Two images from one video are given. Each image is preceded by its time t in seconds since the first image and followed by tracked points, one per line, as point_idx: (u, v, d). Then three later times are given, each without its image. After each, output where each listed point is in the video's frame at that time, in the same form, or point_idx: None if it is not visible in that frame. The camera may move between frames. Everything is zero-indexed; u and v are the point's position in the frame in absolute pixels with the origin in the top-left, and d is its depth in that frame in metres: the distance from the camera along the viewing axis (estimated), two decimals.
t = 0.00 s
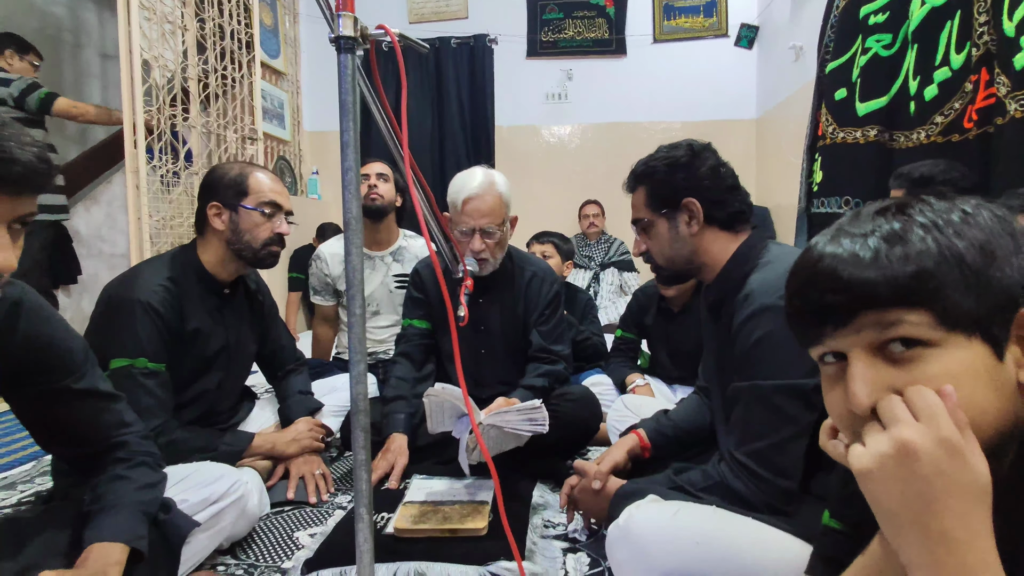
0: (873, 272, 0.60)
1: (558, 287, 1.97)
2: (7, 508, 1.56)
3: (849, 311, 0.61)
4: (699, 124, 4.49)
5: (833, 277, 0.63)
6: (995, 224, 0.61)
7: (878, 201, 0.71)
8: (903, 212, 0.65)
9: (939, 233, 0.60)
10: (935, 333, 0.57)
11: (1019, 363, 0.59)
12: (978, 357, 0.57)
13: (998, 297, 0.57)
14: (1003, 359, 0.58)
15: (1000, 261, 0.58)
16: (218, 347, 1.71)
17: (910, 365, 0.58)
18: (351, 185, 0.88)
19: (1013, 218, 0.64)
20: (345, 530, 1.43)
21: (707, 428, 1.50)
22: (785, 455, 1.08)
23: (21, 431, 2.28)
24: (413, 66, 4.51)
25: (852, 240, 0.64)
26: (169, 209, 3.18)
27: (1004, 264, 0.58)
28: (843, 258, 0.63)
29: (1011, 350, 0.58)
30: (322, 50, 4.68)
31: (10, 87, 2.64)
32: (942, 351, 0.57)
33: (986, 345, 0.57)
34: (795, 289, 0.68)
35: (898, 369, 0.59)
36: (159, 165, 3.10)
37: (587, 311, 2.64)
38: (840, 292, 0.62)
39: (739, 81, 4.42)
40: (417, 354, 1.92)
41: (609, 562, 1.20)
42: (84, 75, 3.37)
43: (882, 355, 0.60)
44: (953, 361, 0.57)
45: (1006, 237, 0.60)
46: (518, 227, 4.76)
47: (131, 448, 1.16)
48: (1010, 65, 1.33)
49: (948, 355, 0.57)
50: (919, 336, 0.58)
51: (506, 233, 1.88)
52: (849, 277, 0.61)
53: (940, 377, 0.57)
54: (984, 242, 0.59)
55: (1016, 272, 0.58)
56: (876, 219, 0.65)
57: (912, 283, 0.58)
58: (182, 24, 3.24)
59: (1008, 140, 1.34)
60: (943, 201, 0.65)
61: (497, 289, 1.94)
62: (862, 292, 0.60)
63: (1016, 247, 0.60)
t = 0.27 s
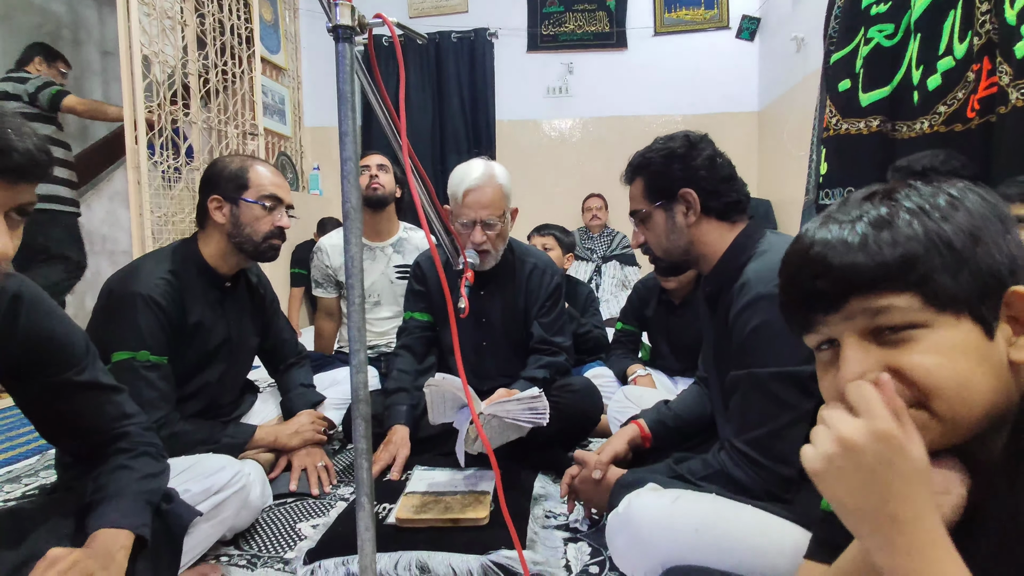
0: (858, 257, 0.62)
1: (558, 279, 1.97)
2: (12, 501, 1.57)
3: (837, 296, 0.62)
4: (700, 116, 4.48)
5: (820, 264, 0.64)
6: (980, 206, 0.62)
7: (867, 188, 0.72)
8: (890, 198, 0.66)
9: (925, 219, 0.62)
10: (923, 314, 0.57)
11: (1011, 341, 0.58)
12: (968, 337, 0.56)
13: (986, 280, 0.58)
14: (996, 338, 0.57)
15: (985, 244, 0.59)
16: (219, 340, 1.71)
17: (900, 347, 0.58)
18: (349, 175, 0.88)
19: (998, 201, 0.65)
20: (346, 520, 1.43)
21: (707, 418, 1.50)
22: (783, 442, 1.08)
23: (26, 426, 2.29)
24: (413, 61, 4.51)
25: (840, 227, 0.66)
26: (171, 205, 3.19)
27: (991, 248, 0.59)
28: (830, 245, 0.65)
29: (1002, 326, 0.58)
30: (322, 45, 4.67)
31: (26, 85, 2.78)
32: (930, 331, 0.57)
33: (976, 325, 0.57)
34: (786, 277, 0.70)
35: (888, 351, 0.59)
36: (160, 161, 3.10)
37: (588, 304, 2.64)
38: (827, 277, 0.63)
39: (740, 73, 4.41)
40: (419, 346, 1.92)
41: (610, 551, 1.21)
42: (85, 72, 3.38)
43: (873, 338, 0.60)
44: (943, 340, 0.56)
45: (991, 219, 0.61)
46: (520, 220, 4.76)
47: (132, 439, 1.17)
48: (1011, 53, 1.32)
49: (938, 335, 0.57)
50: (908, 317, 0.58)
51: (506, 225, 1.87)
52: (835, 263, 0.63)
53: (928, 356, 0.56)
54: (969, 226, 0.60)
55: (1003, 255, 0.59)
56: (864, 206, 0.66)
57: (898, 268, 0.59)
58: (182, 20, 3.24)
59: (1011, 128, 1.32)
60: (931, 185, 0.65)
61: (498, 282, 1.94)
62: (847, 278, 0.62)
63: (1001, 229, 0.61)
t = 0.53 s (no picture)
0: (858, 249, 0.61)
1: (559, 273, 1.97)
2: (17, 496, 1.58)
3: (836, 288, 0.62)
4: (701, 110, 4.46)
5: (818, 255, 0.64)
6: (980, 191, 0.62)
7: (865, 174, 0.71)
8: (889, 185, 0.65)
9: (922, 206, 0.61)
10: (925, 307, 0.58)
11: (1013, 330, 0.59)
12: (970, 330, 0.57)
13: (983, 267, 0.58)
14: (998, 329, 0.58)
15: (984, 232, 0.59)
16: (221, 335, 1.72)
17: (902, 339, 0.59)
18: (348, 167, 0.88)
19: (998, 183, 0.64)
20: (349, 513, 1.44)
21: (708, 410, 1.51)
22: (784, 433, 1.08)
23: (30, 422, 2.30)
24: (414, 56, 4.51)
25: (839, 215, 0.65)
26: (173, 202, 3.19)
27: (987, 234, 0.59)
28: (828, 236, 0.64)
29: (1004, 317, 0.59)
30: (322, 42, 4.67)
31: (30, 84, 2.85)
32: (932, 324, 0.58)
33: (979, 317, 0.57)
34: (784, 268, 0.69)
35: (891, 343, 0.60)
36: (161, 157, 3.11)
37: (590, 298, 2.64)
38: (825, 270, 0.63)
39: (742, 66, 4.39)
40: (420, 341, 1.93)
41: (611, 542, 1.21)
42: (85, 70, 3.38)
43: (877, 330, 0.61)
44: (944, 333, 0.57)
45: (989, 204, 0.61)
46: (521, 215, 4.75)
47: (134, 432, 1.17)
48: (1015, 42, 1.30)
49: (941, 328, 0.58)
50: (911, 311, 0.59)
51: (507, 218, 1.87)
52: (833, 255, 0.62)
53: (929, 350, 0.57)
54: (969, 213, 0.60)
55: (1002, 242, 0.59)
56: (862, 194, 0.66)
57: (894, 259, 0.59)
58: (182, 16, 3.24)
59: (1014, 117, 1.32)
60: (929, 169, 0.65)
61: (499, 276, 1.94)
62: (845, 270, 0.61)
63: (1000, 215, 0.61)
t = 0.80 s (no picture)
0: (874, 251, 0.57)
1: (558, 269, 1.97)
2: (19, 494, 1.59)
3: (848, 292, 0.59)
4: (701, 106, 4.46)
5: (830, 256, 0.60)
6: (1013, 181, 0.56)
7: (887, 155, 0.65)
8: (911, 171, 0.60)
9: (945, 198, 0.56)
10: (943, 317, 0.55)
11: None
12: (991, 337, 0.55)
13: (1011, 268, 0.54)
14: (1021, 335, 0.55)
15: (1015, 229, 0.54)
16: (221, 332, 1.73)
17: (916, 348, 0.57)
18: (345, 164, 0.88)
19: None
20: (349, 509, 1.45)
21: (708, 405, 1.50)
22: (783, 428, 1.08)
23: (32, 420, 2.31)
24: (413, 54, 4.51)
25: (855, 210, 0.60)
26: (173, 201, 3.19)
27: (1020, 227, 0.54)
28: (841, 233, 0.60)
29: None
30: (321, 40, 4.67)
31: (31, 85, 2.85)
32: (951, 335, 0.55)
33: (1002, 323, 0.54)
34: (796, 263, 0.66)
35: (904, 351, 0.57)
36: (161, 157, 3.11)
37: (590, 294, 2.65)
38: (839, 273, 0.60)
39: (741, 62, 4.38)
40: (420, 337, 1.93)
41: (609, 537, 1.21)
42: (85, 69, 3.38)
43: (890, 337, 0.58)
44: (961, 344, 0.55)
45: None
46: (521, 212, 4.75)
47: (133, 430, 1.18)
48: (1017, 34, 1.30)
49: (956, 339, 0.55)
50: (923, 320, 0.56)
51: (505, 215, 1.87)
52: (848, 256, 0.59)
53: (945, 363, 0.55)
54: (998, 207, 0.55)
55: None
56: (880, 183, 0.61)
57: (911, 263, 0.56)
58: (181, 15, 3.23)
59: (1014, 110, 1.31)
60: (955, 157, 0.59)
61: (499, 273, 1.94)
62: (859, 275, 0.58)
63: None
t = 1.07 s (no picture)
0: (861, 264, 0.56)
1: (557, 268, 1.97)
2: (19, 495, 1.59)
3: (843, 305, 0.58)
4: (700, 104, 4.45)
5: (826, 269, 0.59)
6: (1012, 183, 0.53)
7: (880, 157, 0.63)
8: (901, 176, 0.58)
9: (930, 207, 0.54)
10: (936, 329, 0.54)
11: None
12: (989, 350, 0.53)
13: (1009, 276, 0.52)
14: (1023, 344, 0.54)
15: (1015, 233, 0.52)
16: (220, 332, 1.73)
17: (914, 361, 0.57)
18: (341, 164, 0.87)
19: None
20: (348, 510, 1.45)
21: (707, 404, 1.50)
22: (782, 426, 1.08)
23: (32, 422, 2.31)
24: (412, 53, 4.50)
25: (846, 218, 0.59)
26: (171, 202, 3.19)
27: (1019, 234, 0.52)
28: (830, 245, 0.59)
29: None
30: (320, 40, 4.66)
31: (31, 87, 2.86)
32: (944, 348, 0.54)
33: (1000, 334, 0.53)
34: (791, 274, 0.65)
35: (901, 364, 0.57)
36: (160, 158, 3.11)
37: (590, 293, 2.65)
38: (830, 288, 0.59)
39: (741, 60, 4.38)
40: (419, 337, 1.93)
41: (608, 537, 1.21)
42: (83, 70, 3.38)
43: (886, 349, 0.58)
44: (955, 357, 0.54)
45: None
46: (520, 210, 4.75)
47: (132, 431, 1.18)
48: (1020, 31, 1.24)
49: (951, 351, 0.54)
50: (918, 332, 0.55)
51: (504, 214, 1.87)
52: (836, 270, 0.58)
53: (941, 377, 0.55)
54: (996, 211, 0.52)
55: None
56: (870, 190, 0.59)
57: (900, 277, 0.54)
58: (179, 15, 3.23)
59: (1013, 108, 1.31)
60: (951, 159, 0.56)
61: (497, 272, 1.94)
62: (848, 289, 0.57)
63: None
